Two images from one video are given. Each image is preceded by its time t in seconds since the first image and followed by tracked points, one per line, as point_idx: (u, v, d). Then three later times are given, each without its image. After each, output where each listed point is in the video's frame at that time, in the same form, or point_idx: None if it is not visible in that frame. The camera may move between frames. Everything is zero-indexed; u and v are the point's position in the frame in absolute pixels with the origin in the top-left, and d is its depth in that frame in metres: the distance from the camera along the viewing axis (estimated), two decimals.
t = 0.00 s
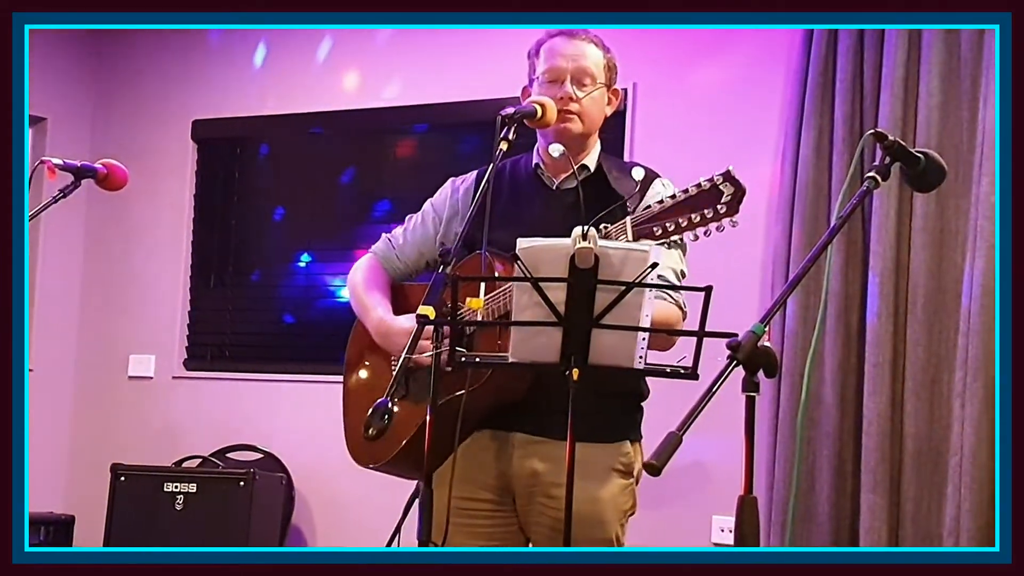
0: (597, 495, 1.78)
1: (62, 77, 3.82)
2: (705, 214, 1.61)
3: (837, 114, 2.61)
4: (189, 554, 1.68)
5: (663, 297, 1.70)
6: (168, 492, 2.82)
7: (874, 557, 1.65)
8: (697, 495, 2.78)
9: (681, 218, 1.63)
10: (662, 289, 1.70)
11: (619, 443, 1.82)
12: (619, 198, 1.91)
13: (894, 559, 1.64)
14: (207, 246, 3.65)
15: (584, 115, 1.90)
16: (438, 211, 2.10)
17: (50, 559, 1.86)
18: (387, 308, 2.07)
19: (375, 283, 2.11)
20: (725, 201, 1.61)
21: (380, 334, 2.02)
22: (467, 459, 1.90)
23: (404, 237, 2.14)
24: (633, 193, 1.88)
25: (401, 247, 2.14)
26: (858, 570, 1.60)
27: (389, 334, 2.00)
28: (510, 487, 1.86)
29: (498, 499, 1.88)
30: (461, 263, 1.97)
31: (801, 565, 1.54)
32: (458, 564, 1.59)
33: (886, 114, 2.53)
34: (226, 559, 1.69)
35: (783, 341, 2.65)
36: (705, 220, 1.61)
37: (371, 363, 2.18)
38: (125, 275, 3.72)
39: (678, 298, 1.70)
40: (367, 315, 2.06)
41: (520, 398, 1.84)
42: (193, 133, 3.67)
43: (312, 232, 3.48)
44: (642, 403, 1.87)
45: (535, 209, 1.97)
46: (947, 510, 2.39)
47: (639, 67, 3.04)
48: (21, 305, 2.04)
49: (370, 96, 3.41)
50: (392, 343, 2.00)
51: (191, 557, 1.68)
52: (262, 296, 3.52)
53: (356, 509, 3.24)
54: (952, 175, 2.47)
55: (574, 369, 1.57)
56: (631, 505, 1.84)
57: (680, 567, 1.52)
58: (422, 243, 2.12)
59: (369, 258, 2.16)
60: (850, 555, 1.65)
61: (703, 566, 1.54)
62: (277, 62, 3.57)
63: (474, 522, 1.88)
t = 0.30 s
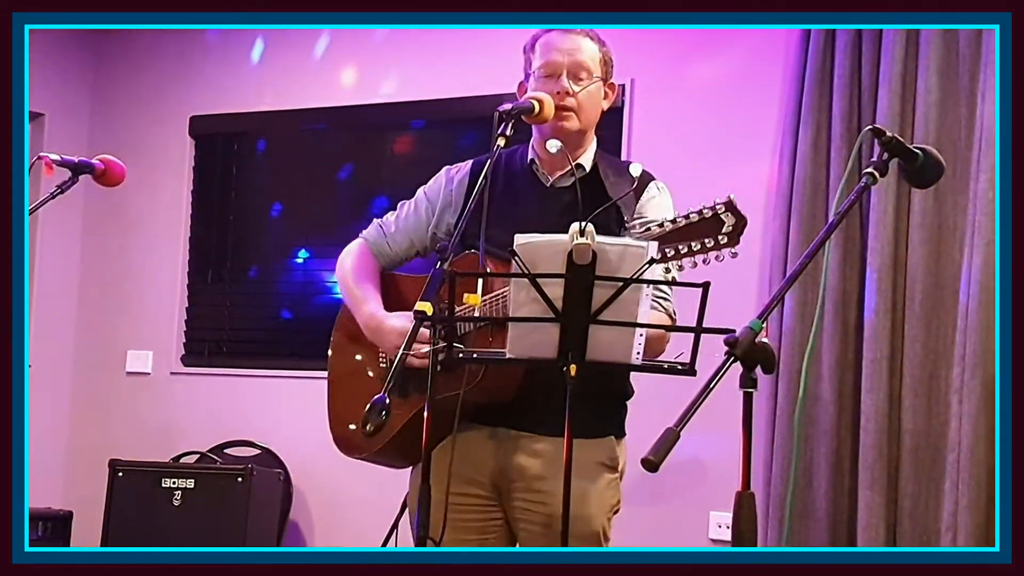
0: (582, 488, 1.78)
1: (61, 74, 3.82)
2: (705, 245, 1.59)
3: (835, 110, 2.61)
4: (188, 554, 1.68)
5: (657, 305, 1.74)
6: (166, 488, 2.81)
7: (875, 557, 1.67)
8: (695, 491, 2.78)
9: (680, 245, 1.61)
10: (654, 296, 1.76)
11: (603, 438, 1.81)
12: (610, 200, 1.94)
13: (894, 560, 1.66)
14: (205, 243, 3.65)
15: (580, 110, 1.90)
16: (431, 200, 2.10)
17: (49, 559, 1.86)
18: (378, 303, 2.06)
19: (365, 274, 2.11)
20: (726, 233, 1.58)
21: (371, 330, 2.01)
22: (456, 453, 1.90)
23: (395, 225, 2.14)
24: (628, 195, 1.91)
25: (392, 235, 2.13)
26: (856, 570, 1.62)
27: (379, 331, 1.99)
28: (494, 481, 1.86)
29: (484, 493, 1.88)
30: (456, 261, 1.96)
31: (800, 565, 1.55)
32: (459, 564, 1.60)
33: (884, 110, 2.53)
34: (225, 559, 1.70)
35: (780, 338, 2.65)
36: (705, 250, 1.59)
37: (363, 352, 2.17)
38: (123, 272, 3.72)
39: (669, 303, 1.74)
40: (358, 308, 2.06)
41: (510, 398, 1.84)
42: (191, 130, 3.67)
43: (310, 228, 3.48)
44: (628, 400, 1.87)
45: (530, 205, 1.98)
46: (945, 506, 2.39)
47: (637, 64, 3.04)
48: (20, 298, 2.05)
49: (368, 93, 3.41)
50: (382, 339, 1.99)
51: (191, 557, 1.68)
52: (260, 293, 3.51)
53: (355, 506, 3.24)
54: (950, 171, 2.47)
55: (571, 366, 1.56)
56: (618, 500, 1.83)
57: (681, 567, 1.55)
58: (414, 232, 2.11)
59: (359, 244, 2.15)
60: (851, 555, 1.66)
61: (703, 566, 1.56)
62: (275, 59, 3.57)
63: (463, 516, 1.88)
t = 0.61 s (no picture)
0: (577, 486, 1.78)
1: (64, 71, 3.82)
2: (715, 269, 1.56)
3: (839, 108, 2.61)
4: (191, 554, 1.67)
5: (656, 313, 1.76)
6: (170, 486, 2.80)
7: (870, 557, 1.68)
8: (699, 489, 2.77)
9: (689, 268, 1.57)
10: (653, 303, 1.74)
11: (598, 437, 1.81)
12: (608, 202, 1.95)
13: (891, 560, 1.66)
14: (209, 242, 3.65)
15: (582, 108, 1.90)
16: (430, 194, 2.08)
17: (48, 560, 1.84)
18: (376, 298, 2.06)
19: (362, 268, 2.10)
20: (736, 257, 1.55)
21: (370, 326, 2.01)
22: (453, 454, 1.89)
23: (393, 217, 2.12)
24: (630, 199, 1.93)
25: (390, 228, 2.11)
26: (857, 570, 1.63)
27: (378, 327, 1.99)
28: (490, 480, 1.86)
29: (482, 491, 1.87)
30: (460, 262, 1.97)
31: (799, 563, 1.56)
32: (459, 565, 1.61)
33: (888, 108, 2.53)
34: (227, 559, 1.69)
35: (784, 337, 2.65)
36: (715, 273, 1.56)
37: (360, 344, 2.16)
38: (127, 270, 3.72)
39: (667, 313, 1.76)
40: (357, 303, 2.05)
41: (508, 400, 1.84)
42: (195, 128, 3.67)
43: (314, 226, 3.48)
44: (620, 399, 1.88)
45: (532, 204, 1.98)
46: (948, 505, 2.39)
47: (640, 62, 3.04)
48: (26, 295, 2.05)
49: (372, 92, 3.40)
50: (381, 336, 1.99)
51: (194, 557, 1.68)
52: (263, 290, 3.52)
53: (358, 505, 3.24)
54: (953, 170, 2.47)
55: (575, 364, 1.56)
56: (612, 497, 1.83)
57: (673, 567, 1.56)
58: (412, 225, 2.10)
59: (357, 235, 2.13)
60: (850, 556, 1.67)
61: (694, 567, 1.57)
62: (278, 57, 3.57)
63: (462, 514, 1.88)
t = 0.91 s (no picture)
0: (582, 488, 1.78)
1: (72, 71, 3.82)
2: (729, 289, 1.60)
3: (848, 110, 2.60)
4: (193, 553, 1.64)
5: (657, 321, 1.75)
6: (178, 485, 2.81)
7: (877, 558, 1.62)
8: (706, 490, 2.77)
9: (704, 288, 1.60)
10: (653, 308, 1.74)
11: (602, 438, 1.81)
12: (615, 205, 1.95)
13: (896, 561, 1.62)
14: (217, 241, 3.66)
15: (591, 111, 1.90)
16: (435, 193, 2.05)
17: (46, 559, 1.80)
18: (380, 305, 2.06)
19: (366, 270, 2.09)
20: (751, 279, 1.60)
21: (374, 336, 2.02)
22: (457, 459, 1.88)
23: (396, 216, 2.09)
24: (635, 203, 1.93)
25: (395, 227, 2.08)
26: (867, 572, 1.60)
27: (383, 339, 2.00)
28: (495, 483, 1.85)
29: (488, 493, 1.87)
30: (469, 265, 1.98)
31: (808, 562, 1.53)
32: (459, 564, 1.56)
33: (897, 110, 2.53)
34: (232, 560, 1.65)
35: (792, 338, 2.64)
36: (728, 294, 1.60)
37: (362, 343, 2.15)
38: (135, 269, 3.73)
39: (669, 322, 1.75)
40: (360, 309, 2.05)
41: (515, 403, 1.83)
42: (204, 128, 3.68)
43: (323, 226, 3.48)
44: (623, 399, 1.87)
45: (541, 208, 1.98)
46: (957, 508, 2.39)
47: (649, 63, 3.04)
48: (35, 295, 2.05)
49: (380, 92, 3.40)
50: (387, 347, 2.00)
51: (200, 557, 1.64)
52: (271, 289, 3.52)
53: (365, 504, 3.24)
54: (962, 172, 2.47)
55: (583, 365, 1.56)
56: (616, 498, 1.83)
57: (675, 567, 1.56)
58: (417, 225, 2.07)
59: (361, 235, 2.10)
60: (853, 555, 1.61)
61: (697, 567, 1.57)
62: (287, 57, 3.58)
63: (466, 515, 1.87)
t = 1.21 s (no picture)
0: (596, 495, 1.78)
1: (82, 74, 3.83)
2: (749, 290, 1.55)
3: (858, 115, 2.60)
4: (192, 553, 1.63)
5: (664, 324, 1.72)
6: (186, 490, 2.81)
7: (880, 557, 1.61)
8: (716, 496, 2.77)
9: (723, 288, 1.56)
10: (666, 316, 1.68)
11: (615, 444, 1.81)
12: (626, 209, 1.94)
13: (899, 561, 1.61)
14: (226, 245, 3.66)
15: (600, 114, 1.90)
16: (442, 200, 2.04)
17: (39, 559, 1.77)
18: (390, 308, 2.05)
19: (376, 275, 2.10)
20: (770, 278, 1.55)
21: (384, 336, 2.01)
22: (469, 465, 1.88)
23: (404, 223, 2.08)
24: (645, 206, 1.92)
25: (403, 235, 2.07)
26: None
27: (393, 338, 1.99)
28: (508, 489, 1.85)
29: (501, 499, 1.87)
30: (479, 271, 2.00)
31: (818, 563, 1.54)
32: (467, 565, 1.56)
33: (907, 115, 2.52)
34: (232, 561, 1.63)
35: (802, 344, 2.63)
36: (749, 293, 1.55)
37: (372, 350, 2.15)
38: (145, 273, 3.73)
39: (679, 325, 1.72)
40: (370, 312, 2.05)
41: (528, 409, 1.83)
42: (214, 132, 3.68)
43: (332, 231, 3.49)
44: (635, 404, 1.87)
45: (550, 213, 1.98)
46: (966, 514, 2.38)
47: (659, 69, 3.03)
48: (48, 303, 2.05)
49: (390, 97, 3.40)
50: (397, 348, 1.99)
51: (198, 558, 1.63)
52: (281, 294, 3.52)
53: (373, 508, 3.24)
54: (972, 178, 2.46)
55: (592, 371, 1.56)
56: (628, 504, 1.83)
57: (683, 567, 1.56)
58: (424, 232, 2.05)
59: (369, 243, 2.10)
60: (855, 555, 1.61)
61: (704, 567, 1.57)
62: (297, 62, 3.58)
63: (479, 521, 1.88)
